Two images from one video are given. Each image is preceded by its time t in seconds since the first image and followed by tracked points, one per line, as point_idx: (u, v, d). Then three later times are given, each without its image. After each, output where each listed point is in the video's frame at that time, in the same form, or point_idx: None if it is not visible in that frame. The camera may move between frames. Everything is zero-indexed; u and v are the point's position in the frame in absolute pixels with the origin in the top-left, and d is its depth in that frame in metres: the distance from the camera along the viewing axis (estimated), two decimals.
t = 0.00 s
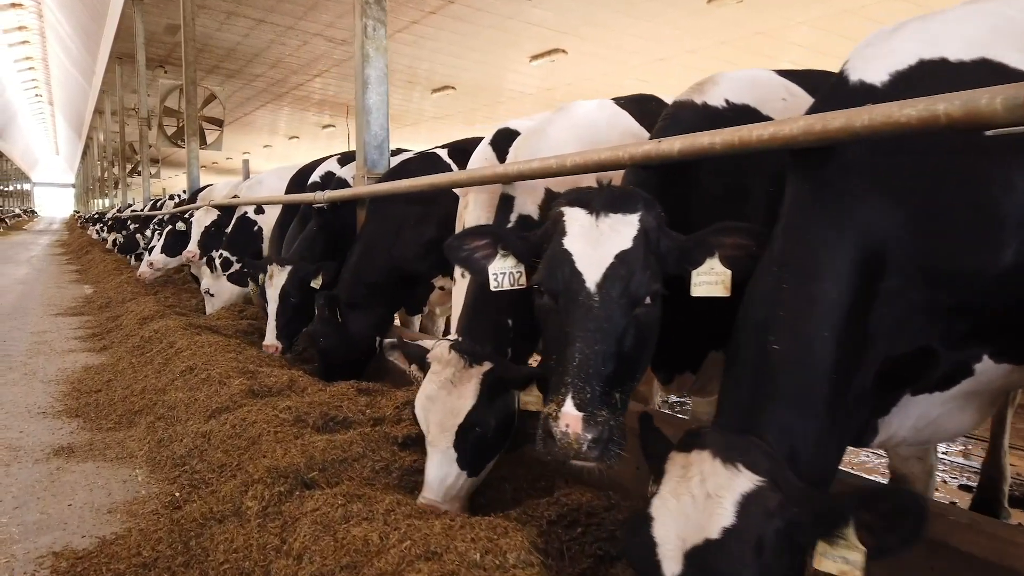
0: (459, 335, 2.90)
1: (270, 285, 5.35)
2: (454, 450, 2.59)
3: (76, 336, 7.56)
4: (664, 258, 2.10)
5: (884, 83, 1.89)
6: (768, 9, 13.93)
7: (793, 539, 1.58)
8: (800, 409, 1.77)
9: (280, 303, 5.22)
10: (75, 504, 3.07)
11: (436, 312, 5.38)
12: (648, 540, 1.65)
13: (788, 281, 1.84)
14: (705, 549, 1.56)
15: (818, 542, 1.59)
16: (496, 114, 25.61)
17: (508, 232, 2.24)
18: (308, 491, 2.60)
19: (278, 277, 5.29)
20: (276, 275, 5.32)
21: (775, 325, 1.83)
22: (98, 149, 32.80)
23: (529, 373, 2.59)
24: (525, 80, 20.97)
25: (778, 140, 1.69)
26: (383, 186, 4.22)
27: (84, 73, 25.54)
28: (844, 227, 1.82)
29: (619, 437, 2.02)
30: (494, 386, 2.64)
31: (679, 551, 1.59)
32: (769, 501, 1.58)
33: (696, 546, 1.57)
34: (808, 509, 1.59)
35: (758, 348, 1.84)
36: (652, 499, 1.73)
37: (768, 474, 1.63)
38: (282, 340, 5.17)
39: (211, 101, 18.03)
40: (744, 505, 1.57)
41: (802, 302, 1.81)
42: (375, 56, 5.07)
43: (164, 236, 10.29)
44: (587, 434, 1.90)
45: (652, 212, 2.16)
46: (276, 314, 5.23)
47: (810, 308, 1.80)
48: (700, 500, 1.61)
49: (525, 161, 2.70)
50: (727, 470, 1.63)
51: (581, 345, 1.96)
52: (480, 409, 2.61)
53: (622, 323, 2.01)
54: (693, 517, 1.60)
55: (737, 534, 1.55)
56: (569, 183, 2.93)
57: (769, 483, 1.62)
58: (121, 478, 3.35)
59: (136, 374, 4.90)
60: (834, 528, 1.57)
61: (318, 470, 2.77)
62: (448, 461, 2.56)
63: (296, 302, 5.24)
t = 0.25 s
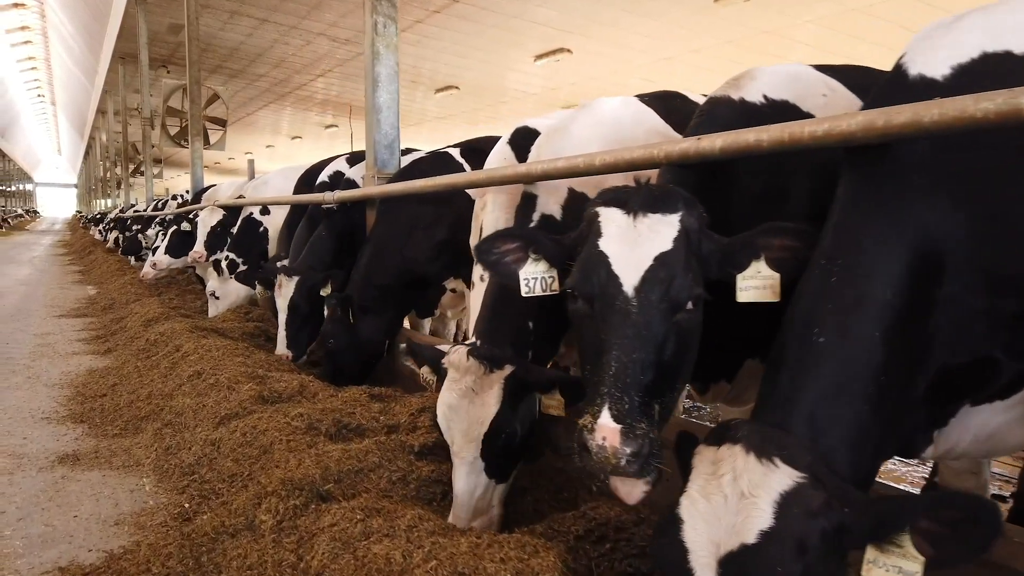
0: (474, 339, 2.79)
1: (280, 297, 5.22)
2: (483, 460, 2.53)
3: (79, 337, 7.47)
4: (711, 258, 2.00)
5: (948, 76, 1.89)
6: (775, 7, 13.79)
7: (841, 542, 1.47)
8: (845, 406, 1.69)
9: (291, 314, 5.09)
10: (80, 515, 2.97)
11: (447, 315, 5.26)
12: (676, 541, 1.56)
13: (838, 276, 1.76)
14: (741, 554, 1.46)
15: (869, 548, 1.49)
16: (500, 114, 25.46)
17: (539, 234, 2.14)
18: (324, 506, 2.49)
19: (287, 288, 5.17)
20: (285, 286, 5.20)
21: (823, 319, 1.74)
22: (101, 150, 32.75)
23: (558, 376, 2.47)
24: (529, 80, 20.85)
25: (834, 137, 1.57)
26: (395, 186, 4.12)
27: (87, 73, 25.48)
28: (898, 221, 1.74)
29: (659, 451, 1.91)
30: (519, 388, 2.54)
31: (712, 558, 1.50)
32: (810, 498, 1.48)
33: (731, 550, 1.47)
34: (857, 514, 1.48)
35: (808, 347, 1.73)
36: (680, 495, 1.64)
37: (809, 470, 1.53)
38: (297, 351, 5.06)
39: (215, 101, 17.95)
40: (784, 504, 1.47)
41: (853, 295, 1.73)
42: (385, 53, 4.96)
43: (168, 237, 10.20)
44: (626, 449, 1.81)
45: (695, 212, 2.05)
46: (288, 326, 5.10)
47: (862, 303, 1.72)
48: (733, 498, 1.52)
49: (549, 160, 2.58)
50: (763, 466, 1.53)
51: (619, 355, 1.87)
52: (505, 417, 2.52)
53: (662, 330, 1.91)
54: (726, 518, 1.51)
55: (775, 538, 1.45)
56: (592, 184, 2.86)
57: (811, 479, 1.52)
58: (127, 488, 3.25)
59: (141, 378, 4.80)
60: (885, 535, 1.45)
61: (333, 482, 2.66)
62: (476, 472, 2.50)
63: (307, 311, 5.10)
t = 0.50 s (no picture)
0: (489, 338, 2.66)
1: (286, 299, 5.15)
2: (493, 461, 2.40)
3: (83, 339, 7.39)
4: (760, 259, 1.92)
5: (1012, 59, 1.89)
6: (781, 6, 13.67)
7: (906, 488, 1.36)
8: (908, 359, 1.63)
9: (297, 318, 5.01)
10: (84, 525, 2.87)
11: (458, 317, 5.16)
12: (716, 487, 1.46)
13: (907, 232, 1.71)
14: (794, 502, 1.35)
15: (941, 506, 1.37)
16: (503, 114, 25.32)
17: (572, 236, 2.07)
18: (338, 519, 2.39)
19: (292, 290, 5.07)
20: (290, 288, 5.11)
21: (890, 274, 1.68)
22: (102, 150, 32.67)
23: (575, 376, 2.37)
24: (532, 79, 20.74)
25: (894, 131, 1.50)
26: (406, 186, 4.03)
27: (89, 73, 25.39)
28: (966, 198, 1.71)
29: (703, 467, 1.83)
30: (534, 388, 2.41)
31: (756, 501, 1.40)
32: (878, 441, 1.35)
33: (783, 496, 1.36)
34: (932, 464, 1.37)
35: (885, 302, 1.64)
36: (724, 432, 1.53)
37: (878, 411, 1.38)
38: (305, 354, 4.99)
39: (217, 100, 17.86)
40: (843, 446, 1.35)
41: (912, 257, 1.69)
42: (395, 50, 4.86)
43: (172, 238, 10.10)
44: (669, 460, 1.76)
45: (737, 210, 1.96)
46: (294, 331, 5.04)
47: (921, 269, 1.68)
48: (785, 439, 1.39)
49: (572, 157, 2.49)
50: (823, 404, 1.39)
51: (661, 359, 1.79)
52: (518, 416, 2.39)
53: (706, 335, 1.81)
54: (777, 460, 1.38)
55: (830, 482, 1.34)
56: (615, 182, 2.79)
57: (878, 421, 1.37)
58: (133, 495, 3.15)
59: (146, 382, 4.70)
60: (959, 496, 1.34)
61: (348, 493, 2.56)
62: (487, 475, 2.36)
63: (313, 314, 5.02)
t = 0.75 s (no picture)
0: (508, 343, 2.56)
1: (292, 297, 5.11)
2: (519, 474, 2.28)
3: (85, 340, 7.29)
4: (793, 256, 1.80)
5: None
6: (788, 5, 13.55)
7: None
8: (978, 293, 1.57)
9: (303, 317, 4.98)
10: (86, 535, 2.77)
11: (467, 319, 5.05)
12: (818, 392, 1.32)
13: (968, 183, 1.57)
14: (903, 393, 1.21)
15: None
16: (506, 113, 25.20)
17: (599, 234, 1.97)
18: (352, 532, 2.29)
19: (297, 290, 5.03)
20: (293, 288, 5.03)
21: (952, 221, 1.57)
22: (105, 150, 32.61)
23: (601, 386, 2.30)
24: (536, 79, 20.64)
25: (958, 120, 1.39)
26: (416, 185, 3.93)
27: (91, 74, 25.32)
28: None
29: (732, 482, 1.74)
30: (558, 397, 2.32)
31: (872, 397, 1.24)
32: (983, 334, 1.22)
33: (888, 388, 1.23)
34: None
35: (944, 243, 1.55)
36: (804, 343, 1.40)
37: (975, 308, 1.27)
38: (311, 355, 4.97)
39: (220, 100, 17.78)
40: (954, 335, 1.22)
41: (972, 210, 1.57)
42: (404, 45, 4.76)
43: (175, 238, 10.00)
44: (694, 477, 1.65)
45: (776, 204, 1.83)
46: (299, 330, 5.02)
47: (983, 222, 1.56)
48: (884, 332, 1.28)
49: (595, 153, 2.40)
50: (919, 300, 1.28)
51: (689, 368, 1.68)
52: (545, 427, 2.28)
53: (742, 339, 1.69)
54: (876, 353, 1.27)
55: (951, 366, 1.20)
56: (638, 178, 2.68)
57: (979, 316, 1.25)
58: (137, 504, 3.05)
59: (149, 385, 4.60)
60: None
61: (361, 503, 2.45)
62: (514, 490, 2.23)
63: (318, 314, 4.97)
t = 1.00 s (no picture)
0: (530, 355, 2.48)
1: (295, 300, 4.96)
2: (551, 493, 2.23)
3: (87, 343, 7.19)
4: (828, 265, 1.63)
5: None
6: (794, 3, 13.42)
7: None
8: None
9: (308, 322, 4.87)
10: (87, 549, 2.66)
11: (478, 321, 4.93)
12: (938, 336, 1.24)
13: None
14: None
15: None
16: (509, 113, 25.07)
17: (627, 236, 1.86)
18: (366, 550, 2.18)
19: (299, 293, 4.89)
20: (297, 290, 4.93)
21: None
22: (107, 151, 32.56)
23: (637, 404, 2.24)
24: (539, 78, 20.53)
25: None
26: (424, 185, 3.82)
27: (93, 74, 25.25)
28: None
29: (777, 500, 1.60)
30: (594, 414, 2.27)
31: (1002, 345, 1.17)
32: None
33: (1021, 335, 1.16)
34: None
35: None
36: (915, 290, 1.33)
37: None
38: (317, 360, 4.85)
39: (222, 100, 17.69)
40: None
41: None
42: (412, 41, 4.65)
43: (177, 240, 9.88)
44: (733, 496, 1.51)
45: (820, 202, 1.70)
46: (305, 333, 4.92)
47: None
48: (1011, 280, 1.21)
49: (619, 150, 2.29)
50: None
51: (725, 379, 1.53)
52: (580, 447, 2.25)
53: (784, 346, 1.55)
54: (1004, 302, 1.20)
55: None
56: (662, 177, 2.57)
57: None
58: (140, 514, 2.94)
59: (152, 389, 4.49)
60: None
61: (375, 518, 2.35)
62: (545, 509, 2.20)
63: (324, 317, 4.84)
